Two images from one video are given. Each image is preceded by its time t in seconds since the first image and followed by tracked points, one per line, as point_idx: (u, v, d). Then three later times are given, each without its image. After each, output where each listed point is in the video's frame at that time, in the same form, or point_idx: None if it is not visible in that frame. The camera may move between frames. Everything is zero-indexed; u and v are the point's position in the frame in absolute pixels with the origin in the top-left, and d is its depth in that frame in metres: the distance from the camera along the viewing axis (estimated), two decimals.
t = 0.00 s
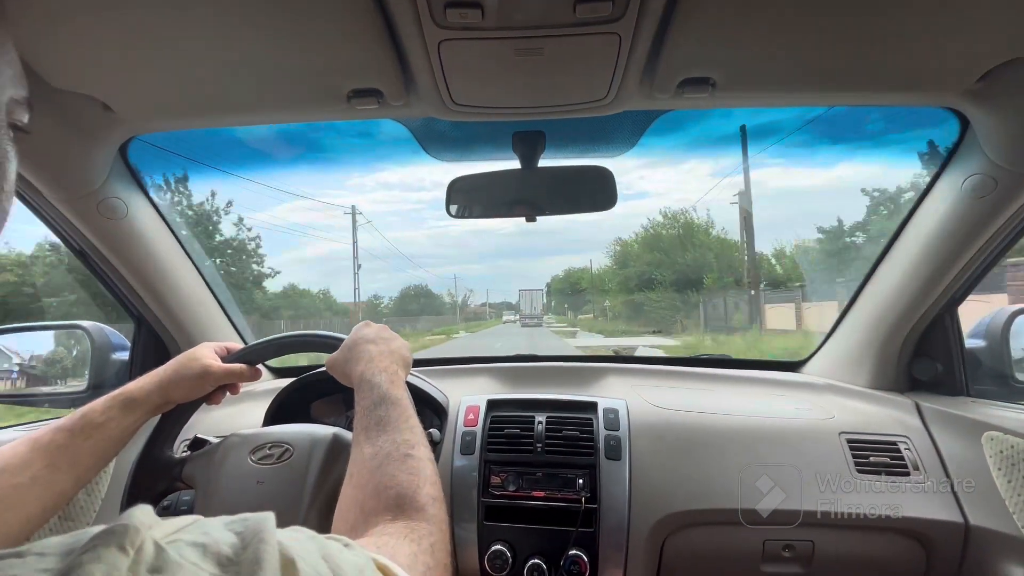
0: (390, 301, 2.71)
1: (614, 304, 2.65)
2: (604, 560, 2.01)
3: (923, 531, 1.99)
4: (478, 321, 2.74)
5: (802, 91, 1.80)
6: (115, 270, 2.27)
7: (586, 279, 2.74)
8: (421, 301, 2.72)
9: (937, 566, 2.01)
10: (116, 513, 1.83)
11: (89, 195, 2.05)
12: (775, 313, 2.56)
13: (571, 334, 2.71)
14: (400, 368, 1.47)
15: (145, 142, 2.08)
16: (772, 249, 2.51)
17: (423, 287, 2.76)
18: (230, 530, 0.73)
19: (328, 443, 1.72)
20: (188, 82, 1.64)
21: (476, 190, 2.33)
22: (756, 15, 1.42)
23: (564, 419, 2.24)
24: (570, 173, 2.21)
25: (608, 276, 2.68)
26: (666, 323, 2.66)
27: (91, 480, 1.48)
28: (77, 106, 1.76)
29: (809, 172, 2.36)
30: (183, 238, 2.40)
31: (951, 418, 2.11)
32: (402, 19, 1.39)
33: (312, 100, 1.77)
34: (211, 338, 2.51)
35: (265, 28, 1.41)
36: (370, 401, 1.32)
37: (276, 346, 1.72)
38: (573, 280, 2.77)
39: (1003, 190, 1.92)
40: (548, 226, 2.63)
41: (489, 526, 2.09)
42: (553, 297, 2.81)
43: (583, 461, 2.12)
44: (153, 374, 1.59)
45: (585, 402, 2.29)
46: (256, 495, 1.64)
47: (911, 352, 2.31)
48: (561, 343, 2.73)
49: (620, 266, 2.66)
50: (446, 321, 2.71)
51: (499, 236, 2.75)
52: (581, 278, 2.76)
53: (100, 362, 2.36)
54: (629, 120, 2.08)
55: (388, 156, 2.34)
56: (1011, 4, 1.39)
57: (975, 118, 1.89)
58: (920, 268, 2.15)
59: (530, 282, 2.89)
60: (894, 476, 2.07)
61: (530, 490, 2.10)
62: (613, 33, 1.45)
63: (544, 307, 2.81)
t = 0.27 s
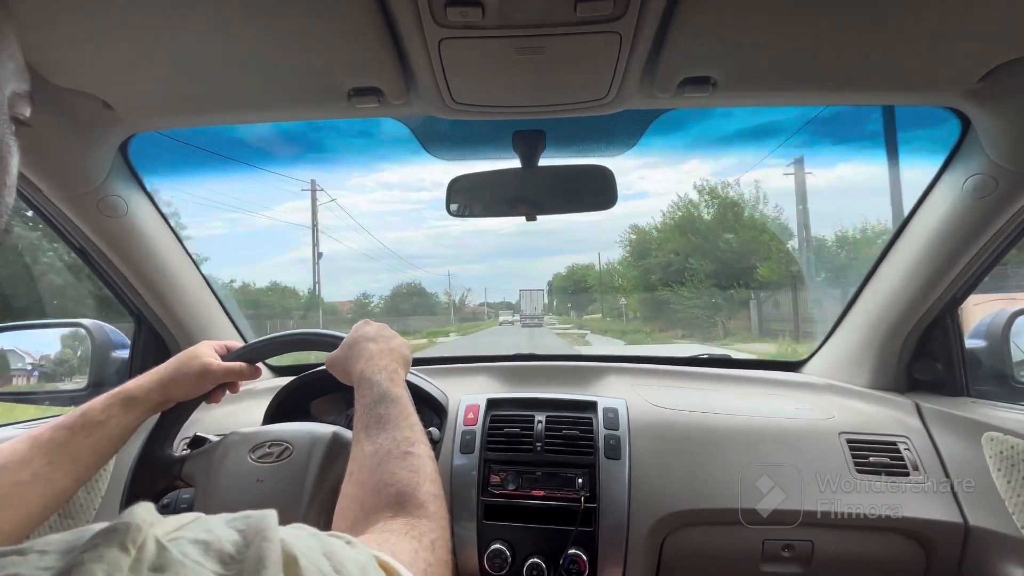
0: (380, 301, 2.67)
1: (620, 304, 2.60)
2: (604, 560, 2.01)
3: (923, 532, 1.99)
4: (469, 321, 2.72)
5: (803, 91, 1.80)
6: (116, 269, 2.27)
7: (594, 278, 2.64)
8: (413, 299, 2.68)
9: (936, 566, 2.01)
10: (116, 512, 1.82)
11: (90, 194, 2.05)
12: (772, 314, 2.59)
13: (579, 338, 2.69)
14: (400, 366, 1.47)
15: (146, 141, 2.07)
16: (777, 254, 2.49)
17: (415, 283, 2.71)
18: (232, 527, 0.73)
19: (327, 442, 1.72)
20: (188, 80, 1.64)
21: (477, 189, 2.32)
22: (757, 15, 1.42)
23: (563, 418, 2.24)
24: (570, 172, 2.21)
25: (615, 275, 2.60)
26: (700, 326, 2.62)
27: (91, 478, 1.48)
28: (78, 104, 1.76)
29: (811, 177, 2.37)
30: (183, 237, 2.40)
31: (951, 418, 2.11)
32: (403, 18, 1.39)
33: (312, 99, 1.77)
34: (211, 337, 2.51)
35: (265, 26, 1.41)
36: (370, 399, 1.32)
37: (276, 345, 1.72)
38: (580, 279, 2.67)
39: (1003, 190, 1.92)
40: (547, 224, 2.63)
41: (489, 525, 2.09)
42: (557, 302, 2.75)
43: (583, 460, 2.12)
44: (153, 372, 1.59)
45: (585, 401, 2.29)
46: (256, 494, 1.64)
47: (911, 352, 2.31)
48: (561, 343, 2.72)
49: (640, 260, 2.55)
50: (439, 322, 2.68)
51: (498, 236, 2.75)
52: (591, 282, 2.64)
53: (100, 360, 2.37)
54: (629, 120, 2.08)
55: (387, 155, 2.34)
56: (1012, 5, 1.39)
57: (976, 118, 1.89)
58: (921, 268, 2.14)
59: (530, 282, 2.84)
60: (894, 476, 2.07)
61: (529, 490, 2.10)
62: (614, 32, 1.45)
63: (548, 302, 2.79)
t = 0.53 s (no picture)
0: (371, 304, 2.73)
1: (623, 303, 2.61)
2: (604, 563, 2.01)
3: (923, 536, 1.99)
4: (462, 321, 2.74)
5: (802, 96, 1.80)
6: (117, 272, 2.28)
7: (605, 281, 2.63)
8: (404, 300, 2.73)
9: (936, 570, 2.01)
10: (116, 519, 1.81)
11: (91, 197, 2.06)
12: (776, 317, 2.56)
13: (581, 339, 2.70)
14: (401, 371, 1.48)
15: (147, 145, 2.08)
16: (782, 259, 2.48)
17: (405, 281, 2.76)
18: (237, 536, 0.72)
19: (327, 445, 1.72)
20: (190, 85, 1.65)
21: (476, 193, 2.34)
22: (756, 21, 1.43)
23: (563, 421, 2.24)
24: (570, 176, 2.21)
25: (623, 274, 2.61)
26: (721, 330, 2.61)
27: (92, 479, 1.48)
28: (80, 108, 1.76)
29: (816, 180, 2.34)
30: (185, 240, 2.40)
31: (951, 422, 2.11)
32: (405, 24, 1.40)
33: (313, 104, 1.78)
34: (212, 339, 2.51)
35: (266, 32, 1.42)
36: (371, 405, 1.32)
37: (277, 348, 1.73)
38: (582, 279, 2.69)
39: (1002, 195, 1.93)
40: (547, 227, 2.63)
41: (489, 529, 2.09)
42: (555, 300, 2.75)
43: (583, 464, 2.12)
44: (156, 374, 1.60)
45: (585, 405, 2.29)
46: (256, 497, 1.65)
47: (910, 355, 2.32)
48: (563, 344, 2.73)
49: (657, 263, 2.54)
50: (430, 324, 2.72)
51: (496, 237, 2.75)
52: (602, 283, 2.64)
53: (101, 362, 2.37)
54: (629, 124, 2.08)
55: (388, 158, 2.34)
56: (1010, 11, 1.39)
57: (974, 123, 1.90)
58: (920, 272, 2.15)
59: (531, 282, 2.84)
60: (894, 480, 2.07)
61: (529, 493, 2.11)
62: (613, 38, 1.46)
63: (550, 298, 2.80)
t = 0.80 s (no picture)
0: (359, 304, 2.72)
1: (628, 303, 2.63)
2: (604, 564, 2.02)
3: (922, 537, 2.00)
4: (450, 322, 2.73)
5: (802, 99, 1.81)
6: (120, 274, 2.28)
7: (617, 285, 2.64)
8: (390, 300, 2.72)
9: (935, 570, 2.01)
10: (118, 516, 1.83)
11: (95, 200, 2.06)
12: (774, 319, 2.59)
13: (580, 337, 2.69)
14: (403, 375, 1.49)
15: (150, 147, 2.09)
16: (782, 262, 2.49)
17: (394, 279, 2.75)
18: (249, 537, 0.74)
19: (329, 447, 1.73)
20: (193, 89, 1.66)
21: (477, 194, 2.35)
22: (755, 25, 1.44)
23: (564, 423, 2.25)
24: (570, 179, 2.22)
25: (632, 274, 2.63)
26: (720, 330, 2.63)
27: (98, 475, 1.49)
28: (83, 111, 1.77)
29: (818, 181, 2.34)
30: (187, 242, 2.41)
31: (949, 423, 2.12)
32: (407, 28, 1.41)
33: (316, 107, 1.79)
34: (214, 340, 2.52)
35: (270, 36, 1.43)
36: (374, 409, 1.33)
37: (279, 350, 1.74)
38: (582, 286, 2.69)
39: (1000, 197, 1.94)
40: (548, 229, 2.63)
41: (490, 530, 2.10)
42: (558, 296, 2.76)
43: (583, 465, 2.13)
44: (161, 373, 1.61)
45: (585, 406, 2.30)
46: (258, 498, 1.65)
47: (909, 357, 2.33)
48: (562, 344, 2.72)
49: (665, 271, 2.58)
50: (419, 325, 2.73)
51: (496, 239, 2.76)
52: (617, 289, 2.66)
53: (102, 364, 2.38)
54: (629, 126, 2.10)
55: (389, 160, 2.35)
56: (1008, 16, 1.41)
57: (972, 127, 1.91)
58: (919, 274, 2.16)
59: (530, 283, 2.88)
60: (893, 480, 2.08)
61: (530, 494, 2.11)
62: (614, 43, 1.47)
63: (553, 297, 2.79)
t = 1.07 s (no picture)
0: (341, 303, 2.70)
1: (629, 301, 2.63)
2: (603, 565, 2.00)
3: (923, 538, 1.98)
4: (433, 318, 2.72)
5: (803, 96, 1.80)
6: (115, 271, 2.27)
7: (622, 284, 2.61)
8: (373, 300, 2.71)
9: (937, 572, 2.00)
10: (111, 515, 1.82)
11: (89, 196, 2.04)
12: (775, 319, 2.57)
13: (582, 338, 2.69)
14: (400, 373, 1.47)
15: (145, 144, 2.08)
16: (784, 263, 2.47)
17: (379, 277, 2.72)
18: (227, 530, 0.71)
19: (325, 446, 1.71)
20: (189, 83, 1.64)
21: (478, 192, 2.33)
22: (756, 20, 1.43)
23: (563, 423, 2.23)
24: (570, 176, 2.20)
25: (640, 268, 2.58)
26: (721, 331, 2.60)
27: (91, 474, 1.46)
28: (78, 105, 1.76)
29: (820, 179, 2.33)
30: (183, 240, 2.39)
31: (951, 424, 2.10)
32: (404, 22, 1.39)
33: (313, 102, 1.77)
34: (210, 338, 2.50)
35: (265, 29, 1.42)
36: (370, 408, 1.31)
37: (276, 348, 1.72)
38: (577, 289, 2.68)
39: (1003, 196, 1.92)
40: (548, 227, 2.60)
41: (488, 530, 2.08)
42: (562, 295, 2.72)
43: (582, 465, 2.11)
44: (156, 369, 1.58)
45: (584, 406, 2.28)
46: (252, 497, 1.63)
47: (911, 357, 2.31)
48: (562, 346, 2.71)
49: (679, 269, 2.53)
50: (407, 325, 2.72)
51: (495, 238, 2.74)
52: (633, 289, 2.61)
53: (98, 362, 2.35)
54: (630, 124, 2.08)
55: (387, 158, 2.33)
56: (1011, 12, 1.39)
57: (975, 124, 1.89)
58: (921, 273, 2.14)
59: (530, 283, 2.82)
60: (894, 482, 2.06)
61: (528, 494, 2.09)
62: (613, 37, 1.45)
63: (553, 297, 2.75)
